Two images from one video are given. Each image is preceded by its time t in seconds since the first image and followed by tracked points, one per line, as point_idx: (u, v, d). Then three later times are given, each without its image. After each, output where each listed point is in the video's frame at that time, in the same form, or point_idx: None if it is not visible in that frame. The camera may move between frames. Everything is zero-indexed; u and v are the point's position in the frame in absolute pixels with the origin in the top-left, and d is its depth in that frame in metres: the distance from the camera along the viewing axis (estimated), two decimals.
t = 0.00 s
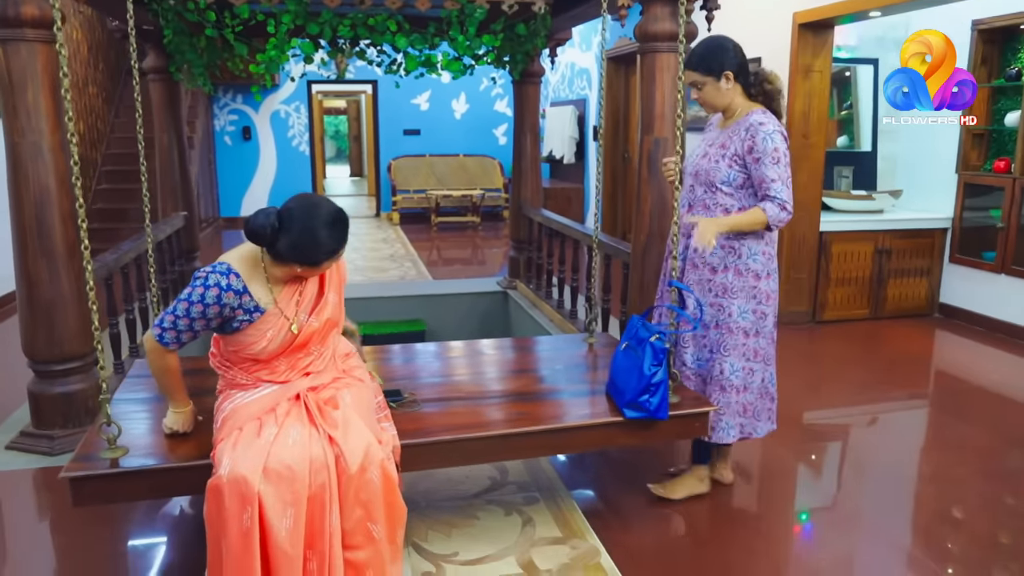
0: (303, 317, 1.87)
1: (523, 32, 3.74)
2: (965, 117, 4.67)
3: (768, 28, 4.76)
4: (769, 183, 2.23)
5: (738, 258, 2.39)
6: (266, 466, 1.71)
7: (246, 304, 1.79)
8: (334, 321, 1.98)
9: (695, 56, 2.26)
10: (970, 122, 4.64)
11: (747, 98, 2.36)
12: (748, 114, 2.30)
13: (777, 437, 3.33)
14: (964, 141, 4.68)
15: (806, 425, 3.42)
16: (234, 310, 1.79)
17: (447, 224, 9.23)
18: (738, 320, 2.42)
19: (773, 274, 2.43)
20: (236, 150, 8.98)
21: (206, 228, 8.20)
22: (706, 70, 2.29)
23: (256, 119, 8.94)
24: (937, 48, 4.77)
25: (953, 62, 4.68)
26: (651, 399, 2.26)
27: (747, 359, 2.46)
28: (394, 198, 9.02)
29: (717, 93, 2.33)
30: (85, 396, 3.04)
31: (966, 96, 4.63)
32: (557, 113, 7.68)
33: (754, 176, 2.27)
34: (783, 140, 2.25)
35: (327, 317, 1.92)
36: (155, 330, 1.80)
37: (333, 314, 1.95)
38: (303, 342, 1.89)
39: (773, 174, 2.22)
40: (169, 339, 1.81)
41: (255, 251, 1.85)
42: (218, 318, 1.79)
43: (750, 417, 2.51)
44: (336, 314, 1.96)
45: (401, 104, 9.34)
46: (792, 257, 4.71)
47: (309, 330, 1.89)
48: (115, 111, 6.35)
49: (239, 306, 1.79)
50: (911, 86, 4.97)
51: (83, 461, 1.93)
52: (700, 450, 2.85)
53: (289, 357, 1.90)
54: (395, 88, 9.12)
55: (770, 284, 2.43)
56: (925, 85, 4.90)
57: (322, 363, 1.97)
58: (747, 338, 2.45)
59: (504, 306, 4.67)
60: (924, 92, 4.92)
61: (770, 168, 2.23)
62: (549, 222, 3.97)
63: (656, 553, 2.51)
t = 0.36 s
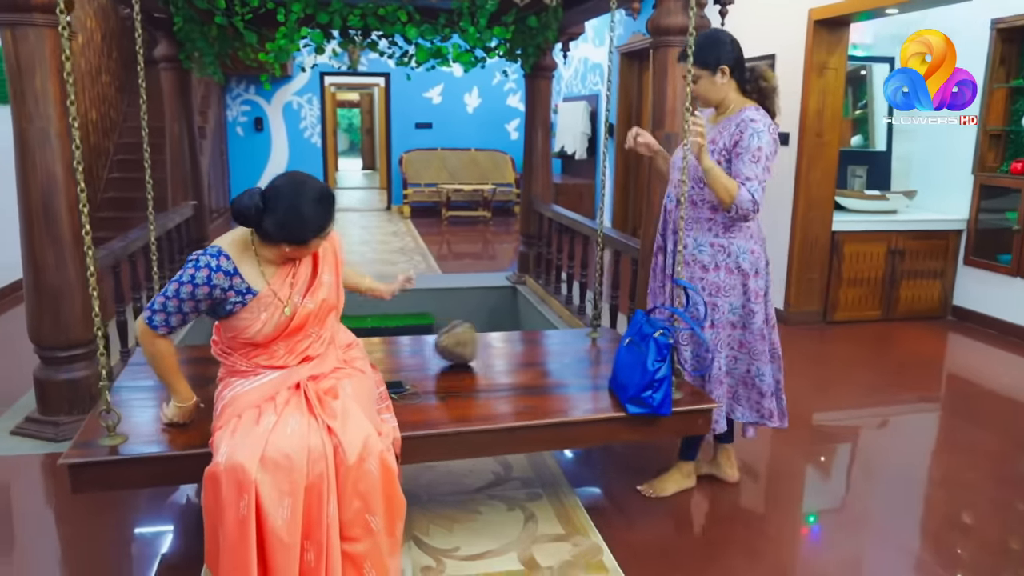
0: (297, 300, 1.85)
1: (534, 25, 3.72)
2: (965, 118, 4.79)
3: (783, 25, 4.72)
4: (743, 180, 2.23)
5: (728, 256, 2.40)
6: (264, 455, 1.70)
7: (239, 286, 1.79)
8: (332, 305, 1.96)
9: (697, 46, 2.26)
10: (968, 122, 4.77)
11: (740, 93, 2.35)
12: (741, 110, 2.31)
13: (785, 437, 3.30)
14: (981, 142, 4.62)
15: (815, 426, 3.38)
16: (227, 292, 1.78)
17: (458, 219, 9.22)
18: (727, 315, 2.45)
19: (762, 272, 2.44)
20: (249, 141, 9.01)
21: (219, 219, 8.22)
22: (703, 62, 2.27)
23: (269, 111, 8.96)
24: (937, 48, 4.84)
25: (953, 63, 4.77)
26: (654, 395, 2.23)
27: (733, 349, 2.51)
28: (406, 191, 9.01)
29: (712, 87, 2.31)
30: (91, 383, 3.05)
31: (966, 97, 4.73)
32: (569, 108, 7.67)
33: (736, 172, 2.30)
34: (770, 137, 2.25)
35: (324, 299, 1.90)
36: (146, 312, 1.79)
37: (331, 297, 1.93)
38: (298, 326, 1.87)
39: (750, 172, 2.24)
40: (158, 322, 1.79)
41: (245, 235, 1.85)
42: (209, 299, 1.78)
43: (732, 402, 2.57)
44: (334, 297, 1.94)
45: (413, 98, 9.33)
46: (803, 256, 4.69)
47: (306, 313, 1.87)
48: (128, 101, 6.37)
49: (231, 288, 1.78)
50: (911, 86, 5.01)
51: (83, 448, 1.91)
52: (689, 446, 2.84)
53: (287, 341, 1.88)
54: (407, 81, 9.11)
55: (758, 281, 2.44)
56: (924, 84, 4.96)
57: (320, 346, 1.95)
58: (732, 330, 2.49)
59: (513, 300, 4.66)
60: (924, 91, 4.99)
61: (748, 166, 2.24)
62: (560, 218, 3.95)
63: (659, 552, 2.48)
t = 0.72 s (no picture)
0: (310, 292, 1.86)
1: (567, 28, 3.70)
2: (964, 117, 4.93)
3: (822, 33, 4.64)
4: (759, 181, 2.22)
5: (745, 261, 2.36)
6: (272, 453, 1.70)
7: (253, 275, 1.82)
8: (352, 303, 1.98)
9: (698, 54, 2.20)
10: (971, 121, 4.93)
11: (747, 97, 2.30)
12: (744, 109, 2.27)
13: (813, 452, 3.23)
14: None
15: (844, 442, 3.31)
16: (241, 281, 1.82)
17: (490, 222, 9.23)
18: (746, 320, 2.40)
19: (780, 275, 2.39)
20: (284, 141, 9.08)
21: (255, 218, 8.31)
22: (706, 71, 2.22)
23: (305, 111, 9.04)
24: (936, 47, 4.80)
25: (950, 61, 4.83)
26: (677, 411, 2.18)
27: (751, 353, 2.46)
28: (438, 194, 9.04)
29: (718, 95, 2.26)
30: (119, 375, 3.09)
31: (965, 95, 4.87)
32: (603, 114, 7.64)
33: (746, 172, 2.26)
34: (774, 133, 2.22)
35: (339, 295, 1.90)
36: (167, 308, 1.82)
37: (347, 294, 1.93)
38: (311, 319, 1.87)
39: (765, 171, 2.21)
40: (179, 317, 1.83)
41: (260, 229, 1.89)
42: (226, 289, 1.82)
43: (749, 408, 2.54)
44: (351, 294, 1.94)
45: (449, 101, 9.35)
46: (835, 268, 4.62)
47: (320, 307, 1.87)
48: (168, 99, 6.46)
49: (246, 277, 1.82)
50: (912, 87, 4.86)
51: (100, 438, 1.93)
52: (710, 461, 2.76)
53: (301, 336, 1.90)
54: (441, 84, 9.12)
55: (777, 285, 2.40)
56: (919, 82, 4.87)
57: (335, 343, 1.95)
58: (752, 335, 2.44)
59: (541, 305, 4.66)
60: (925, 92, 4.88)
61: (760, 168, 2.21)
62: (590, 223, 3.92)
63: (678, 565, 2.44)
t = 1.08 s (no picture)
0: (318, 283, 1.86)
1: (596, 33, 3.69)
2: (964, 117, 4.94)
3: (856, 41, 4.58)
4: (781, 184, 2.18)
5: (782, 269, 2.31)
6: (278, 452, 1.72)
7: (262, 264, 1.88)
8: (366, 298, 1.94)
9: (700, 67, 2.18)
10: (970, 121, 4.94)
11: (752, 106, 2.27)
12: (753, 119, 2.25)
13: (837, 466, 3.18)
14: None
15: (870, 457, 3.25)
16: (251, 269, 1.88)
17: (516, 227, 9.23)
18: (786, 328, 2.35)
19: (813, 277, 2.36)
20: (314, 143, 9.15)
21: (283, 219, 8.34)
22: (709, 84, 2.20)
23: (335, 113, 9.10)
24: (937, 47, 4.28)
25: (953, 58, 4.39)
26: (696, 427, 2.14)
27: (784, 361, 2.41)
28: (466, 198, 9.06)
29: (720, 108, 2.24)
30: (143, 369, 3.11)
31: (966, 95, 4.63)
32: (632, 121, 7.61)
33: (766, 180, 2.23)
34: (783, 135, 2.21)
35: (349, 290, 1.88)
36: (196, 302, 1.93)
37: (359, 291, 1.91)
38: (318, 313, 1.87)
39: (785, 173, 2.18)
40: (210, 309, 1.93)
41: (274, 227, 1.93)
42: (238, 278, 1.89)
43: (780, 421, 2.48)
44: (364, 291, 1.92)
45: (479, 105, 9.37)
46: (865, 280, 4.55)
47: (326, 300, 1.87)
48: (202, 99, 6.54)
49: (255, 266, 1.88)
50: (912, 86, 4.36)
51: (117, 430, 1.95)
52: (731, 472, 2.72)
53: (310, 330, 1.90)
54: (470, 87, 9.14)
55: (810, 287, 2.36)
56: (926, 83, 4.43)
57: (346, 340, 1.94)
58: (784, 345, 2.37)
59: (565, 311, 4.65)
60: (925, 92, 4.43)
61: (777, 169, 2.19)
62: (617, 229, 3.90)
63: None
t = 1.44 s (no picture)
0: (329, 283, 1.86)
1: (618, 40, 3.68)
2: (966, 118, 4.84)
3: (881, 50, 4.54)
4: (799, 193, 2.15)
5: (801, 276, 2.28)
6: (294, 460, 1.71)
7: (278, 260, 1.89)
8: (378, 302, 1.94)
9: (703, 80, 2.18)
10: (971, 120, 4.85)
11: (757, 116, 2.26)
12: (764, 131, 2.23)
13: (861, 479, 3.13)
14: None
15: (895, 470, 3.20)
16: (268, 266, 1.89)
17: (537, 236, 9.22)
18: (809, 335, 2.32)
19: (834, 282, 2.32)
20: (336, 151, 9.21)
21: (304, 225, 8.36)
22: (711, 97, 2.20)
23: (358, 121, 9.14)
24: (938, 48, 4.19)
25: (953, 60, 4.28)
26: (717, 438, 2.11)
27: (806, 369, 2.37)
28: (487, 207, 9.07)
29: (726, 120, 2.23)
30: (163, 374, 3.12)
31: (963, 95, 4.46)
32: (654, 130, 7.59)
33: (783, 190, 2.20)
34: (800, 142, 2.16)
35: (359, 291, 1.88)
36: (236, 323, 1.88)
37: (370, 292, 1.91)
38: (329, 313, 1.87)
39: (802, 182, 2.15)
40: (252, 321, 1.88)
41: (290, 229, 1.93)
42: (263, 277, 1.89)
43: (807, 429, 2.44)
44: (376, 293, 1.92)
45: (500, 114, 9.38)
46: (890, 291, 4.49)
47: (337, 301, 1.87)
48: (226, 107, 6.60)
49: (273, 263, 1.88)
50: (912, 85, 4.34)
51: (134, 436, 1.95)
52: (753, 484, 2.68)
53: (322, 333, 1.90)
54: (491, 95, 9.15)
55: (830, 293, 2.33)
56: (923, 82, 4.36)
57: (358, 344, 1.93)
58: (801, 355, 2.33)
59: (585, 321, 4.62)
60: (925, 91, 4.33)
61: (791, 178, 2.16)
62: (638, 238, 3.88)
63: None
